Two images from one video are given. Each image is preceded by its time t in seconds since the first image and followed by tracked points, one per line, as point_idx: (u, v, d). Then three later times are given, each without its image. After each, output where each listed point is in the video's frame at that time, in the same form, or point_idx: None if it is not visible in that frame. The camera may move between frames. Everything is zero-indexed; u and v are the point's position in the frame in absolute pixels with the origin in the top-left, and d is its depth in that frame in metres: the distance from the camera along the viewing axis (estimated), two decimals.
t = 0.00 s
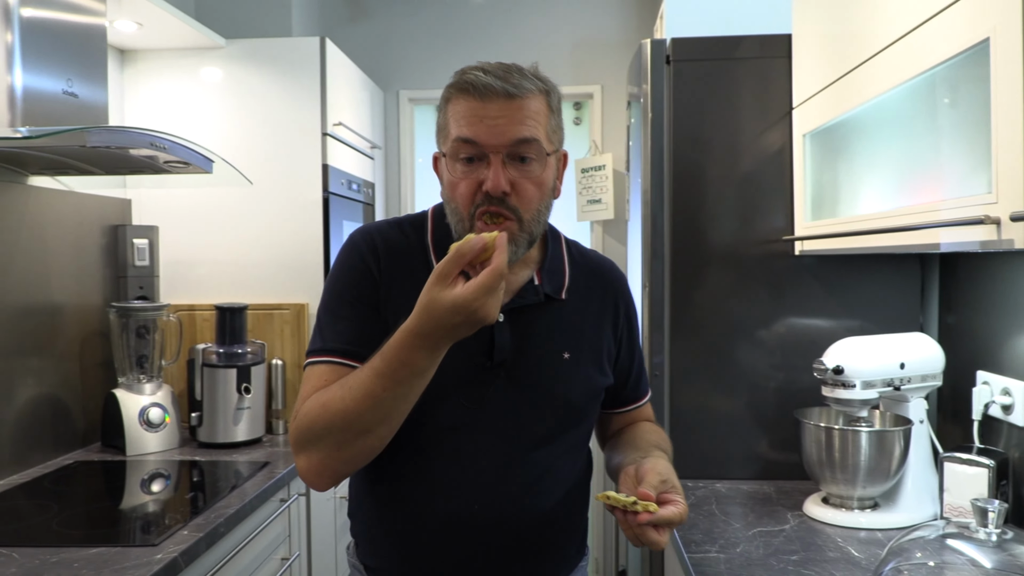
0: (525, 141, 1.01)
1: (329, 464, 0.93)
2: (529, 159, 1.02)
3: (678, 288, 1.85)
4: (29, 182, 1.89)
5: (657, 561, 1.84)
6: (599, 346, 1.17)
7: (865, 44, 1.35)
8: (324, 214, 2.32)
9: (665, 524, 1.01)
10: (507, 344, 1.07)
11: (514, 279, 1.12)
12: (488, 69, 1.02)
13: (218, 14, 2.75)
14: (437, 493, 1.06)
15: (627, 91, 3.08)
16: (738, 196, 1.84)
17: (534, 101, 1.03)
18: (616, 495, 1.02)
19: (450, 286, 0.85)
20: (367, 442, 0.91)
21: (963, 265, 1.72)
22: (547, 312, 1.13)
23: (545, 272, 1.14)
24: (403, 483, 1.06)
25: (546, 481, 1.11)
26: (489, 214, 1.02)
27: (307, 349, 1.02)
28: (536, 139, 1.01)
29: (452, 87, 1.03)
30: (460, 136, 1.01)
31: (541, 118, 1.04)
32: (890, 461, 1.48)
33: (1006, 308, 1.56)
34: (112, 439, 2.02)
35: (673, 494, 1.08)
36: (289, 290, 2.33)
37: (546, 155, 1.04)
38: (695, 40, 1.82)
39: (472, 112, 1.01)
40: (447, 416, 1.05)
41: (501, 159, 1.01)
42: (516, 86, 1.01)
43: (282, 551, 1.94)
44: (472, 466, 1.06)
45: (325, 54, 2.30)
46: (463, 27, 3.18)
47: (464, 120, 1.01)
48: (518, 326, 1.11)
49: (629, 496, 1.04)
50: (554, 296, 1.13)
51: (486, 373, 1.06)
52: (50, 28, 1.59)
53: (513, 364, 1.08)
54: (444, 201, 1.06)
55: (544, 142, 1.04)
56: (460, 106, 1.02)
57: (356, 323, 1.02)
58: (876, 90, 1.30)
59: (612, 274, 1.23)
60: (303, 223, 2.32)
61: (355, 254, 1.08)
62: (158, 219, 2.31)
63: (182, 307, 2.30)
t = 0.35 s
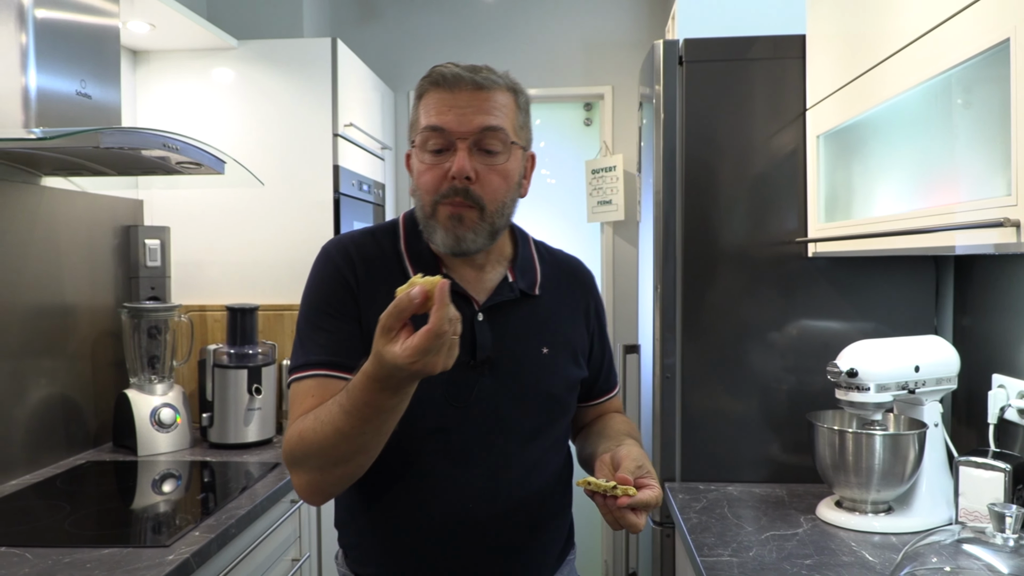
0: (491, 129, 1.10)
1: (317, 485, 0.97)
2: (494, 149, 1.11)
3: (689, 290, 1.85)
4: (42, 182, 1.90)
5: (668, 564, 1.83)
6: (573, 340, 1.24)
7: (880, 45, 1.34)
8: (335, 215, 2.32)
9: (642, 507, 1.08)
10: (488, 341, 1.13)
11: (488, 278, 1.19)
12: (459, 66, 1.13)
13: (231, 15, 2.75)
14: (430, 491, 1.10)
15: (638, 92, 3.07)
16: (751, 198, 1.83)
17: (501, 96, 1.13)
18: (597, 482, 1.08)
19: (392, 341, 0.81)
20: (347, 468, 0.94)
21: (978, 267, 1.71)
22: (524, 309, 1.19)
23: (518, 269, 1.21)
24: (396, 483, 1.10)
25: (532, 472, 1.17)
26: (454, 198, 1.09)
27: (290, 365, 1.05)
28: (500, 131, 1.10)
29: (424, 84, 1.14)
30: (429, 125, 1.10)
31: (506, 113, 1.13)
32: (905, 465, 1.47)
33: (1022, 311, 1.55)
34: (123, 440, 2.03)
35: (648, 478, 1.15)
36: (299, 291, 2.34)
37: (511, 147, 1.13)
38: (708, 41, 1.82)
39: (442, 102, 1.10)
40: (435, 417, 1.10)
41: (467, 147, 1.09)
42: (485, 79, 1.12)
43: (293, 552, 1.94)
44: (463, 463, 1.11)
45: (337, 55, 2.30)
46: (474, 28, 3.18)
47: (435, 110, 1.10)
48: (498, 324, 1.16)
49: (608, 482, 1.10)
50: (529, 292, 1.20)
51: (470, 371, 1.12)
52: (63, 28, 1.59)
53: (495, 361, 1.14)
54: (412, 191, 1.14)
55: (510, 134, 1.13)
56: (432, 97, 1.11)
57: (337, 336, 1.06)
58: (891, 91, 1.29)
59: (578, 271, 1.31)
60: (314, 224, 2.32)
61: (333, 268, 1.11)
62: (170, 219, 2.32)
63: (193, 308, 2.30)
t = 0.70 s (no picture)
0: (466, 132, 1.10)
1: (313, 483, 0.96)
2: (472, 150, 1.11)
3: (690, 294, 1.85)
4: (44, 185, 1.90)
5: (671, 569, 1.82)
6: (558, 340, 1.24)
7: (883, 50, 1.34)
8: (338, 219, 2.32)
9: (632, 503, 1.08)
10: (473, 342, 1.13)
11: (471, 280, 1.19)
12: (433, 71, 1.14)
13: (233, 19, 2.76)
14: (421, 493, 1.10)
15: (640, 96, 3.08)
16: (753, 202, 1.83)
17: (475, 99, 1.14)
18: (586, 479, 1.07)
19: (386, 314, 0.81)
20: (345, 461, 0.93)
21: (981, 271, 1.71)
22: (508, 309, 1.19)
23: (501, 271, 1.21)
24: (386, 485, 1.10)
25: (523, 472, 1.16)
26: (432, 201, 1.09)
27: (276, 373, 1.05)
28: (476, 134, 1.11)
29: (400, 90, 1.14)
30: (405, 130, 1.10)
31: (482, 115, 1.14)
32: (908, 469, 1.46)
33: None
34: (124, 443, 2.03)
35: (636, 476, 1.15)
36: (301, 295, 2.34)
37: (488, 150, 1.13)
38: (711, 45, 1.82)
39: (418, 108, 1.11)
40: (423, 418, 1.10)
41: (443, 150, 1.09)
42: (459, 83, 1.13)
43: (294, 556, 1.93)
44: (452, 465, 1.11)
45: (339, 59, 2.30)
46: (477, 32, 3.18)
47: (411, 115, 1.11)
48: (484, 326, 1.16)
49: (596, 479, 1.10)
50: (513, 293, 1.20)
51: (456, 371, 1.12)
52: (66, 32, 1.60)
53: (481, 362, 1.14)
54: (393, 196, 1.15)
55: (486, 137, 1.13)
56: (408, 103, 1.12)
57: (322, 342, 1.06)
58: (894, 95, 1.29)
59: (560, 272, 1.32)
60: (316, 228, 2.32)
61: (316, 275, 1.11)
62: (172, 223, 2.32)
63: (195, 310, 2.32)
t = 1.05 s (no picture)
0: (443, 142, 1.09)
1: (281, 460, 0.94)
2: (450, 158, 1.11)
3: (688, 298, 1.85)
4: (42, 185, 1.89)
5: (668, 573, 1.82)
6: (553, 343, 1.23)
7: (881, 54, 1.35)
8: (335, 221, 2.32)
9: (621, 512, 1.08)
10: (464, 347, 1.13)
11: (464, 285, 1.19)
12: (399, 82, 1.12)
13: (231, 20, 2.75)
14: (414, 495, 1.10)
15: (638, 99, 3.08)
16: (751, 205, 1.83)
17: (446, 105, 1.12)
18: (574, 489, 1.07)
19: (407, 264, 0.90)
20: (319, 435, 0.93)
21: (979, 276, 1.71)
22: (501, 313, 1.19)
23: (494, 276, 1.21)
24: (378, 487, 1.10)
25: (515, 476, 1.16)
26: (420, 219, 1.10)
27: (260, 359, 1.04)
28: (451, 142, 1.10)
29: (370, 105, 1.13)
30: (381, 149, 1.10)
31: (456, 119, 1.13)
32: (905, 474, 1.47)
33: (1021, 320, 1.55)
34: (121, 444, 2.02)
35: (626, 482, 1.15)
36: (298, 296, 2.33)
37: (466, 155, 1.13)
38: (710, 49, 1.82)
39: (390, 123, 1.10)
40: (416, 420, 1.09)
41: (421, 163, 1.09)
42: (428, 92, 1.11)
43: (291, 557, 1.92)
44: (442, 467, 1.11)
45: (338, 61, 2.30)
46: (476, 35, 3.19)
47: (385, 132, 1.10)
48: (476, 330, 1.16)
49: (585, 488, 1.09)
50: (506, 298, 1.20)
51: (447, 375, 1.11)
52: (65, 32, 1.59)
53: (472, 365, 1.14)
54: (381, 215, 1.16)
55: (462, 142, 1.12)
56: (380, 119, 1.11)
57: (309, 335, 1.06)
58: (893, 100, 1.29)
59: (558, 275, 1.32)
60: (314, 230, 2.31)
61: (308, 271, 1.11)
62: (169, 223, 2.31)
63: (192, 312, 2.32)
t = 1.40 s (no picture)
0: (446, 140, 1.10)
1: (274, 452, 0.95)
2: (453, 156, 1.11)
3: (686, 298, 1.85)
4: (40, 179, 1.89)
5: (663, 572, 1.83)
6: (552, 342, 1.24)
7: (882, 57, 1.35)
8: (334, 217, 2.32)
9: (612, 510, 1.08)
10: (462, 344, 1.13)
11: (464, 283, 1.19)
12: (404, 79, 1.12)
13: (231, 15, 2.75)
14: (410, 492, 1.10)
15: (638, 99, 3.08)
16: (750, 206, 1.83)
17: (450, 103, 1.12)
18: (564, 487, 1.06)
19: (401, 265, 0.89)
20: (311, 431, 0.94)
21: (977, 279, 1.72)
22: (500, 311, 1.19)
23: (495, 275, 1.21)
24: (374, 484, 1.10)
25: (512, 474, 1.16)
26: (421, 216, 1.10)
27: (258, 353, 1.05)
28: (455, 139, 1.10)
29: (375, 101, 1.13)
30: (383, 146, 1.10)
31: (460, 118, 1.13)
32: (901, 475, 1.47)
33: (1018, 323, 1.56)
34: (117, 439, 2.02)
35: (620, 481, 1.15)
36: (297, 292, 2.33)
37: (469, 153, 1.13)
38: (711, 49, 1.82)
39: (394, 119, 1.10)
40: (413, 417, 1.10)
41: (424, 160, 1.09)
42: (432, 90, 1.11)
43: (287, 554, 1.92)
44: (438, 465, 1.11)
45: (338, 57, 2.30)
46: (476, 33, 3.19)
47: (388, 129, 1.10)
48: (474, 328, 1.16)
49: (576, 485, 1.09)
50: (505, 296, 1.20)
51: (444, 372, 1.12)
52: (65, 26, 1.59)
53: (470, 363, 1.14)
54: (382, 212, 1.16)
55: (466, 140, 1.12)
56: (384, 115, 1.11)
57: (306, 329, 1.06)
58: (893, 103, 1.29)
59: (559, 274, 1.32)
60: (312, 226, 2.31)
61: (308, 265, 1.11)
62: (167, 218, 2.31)
63: (189, 307, 2.32)
